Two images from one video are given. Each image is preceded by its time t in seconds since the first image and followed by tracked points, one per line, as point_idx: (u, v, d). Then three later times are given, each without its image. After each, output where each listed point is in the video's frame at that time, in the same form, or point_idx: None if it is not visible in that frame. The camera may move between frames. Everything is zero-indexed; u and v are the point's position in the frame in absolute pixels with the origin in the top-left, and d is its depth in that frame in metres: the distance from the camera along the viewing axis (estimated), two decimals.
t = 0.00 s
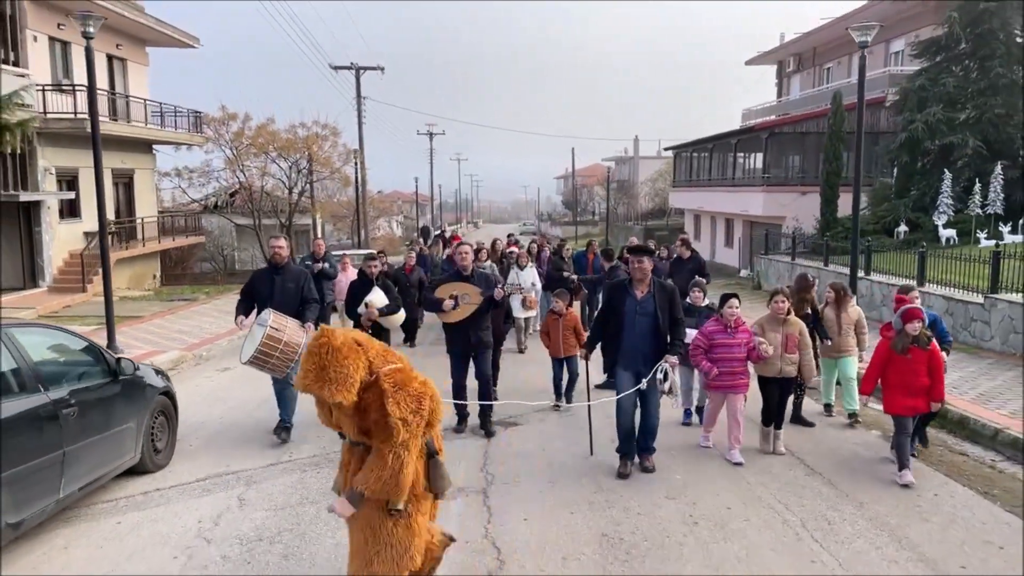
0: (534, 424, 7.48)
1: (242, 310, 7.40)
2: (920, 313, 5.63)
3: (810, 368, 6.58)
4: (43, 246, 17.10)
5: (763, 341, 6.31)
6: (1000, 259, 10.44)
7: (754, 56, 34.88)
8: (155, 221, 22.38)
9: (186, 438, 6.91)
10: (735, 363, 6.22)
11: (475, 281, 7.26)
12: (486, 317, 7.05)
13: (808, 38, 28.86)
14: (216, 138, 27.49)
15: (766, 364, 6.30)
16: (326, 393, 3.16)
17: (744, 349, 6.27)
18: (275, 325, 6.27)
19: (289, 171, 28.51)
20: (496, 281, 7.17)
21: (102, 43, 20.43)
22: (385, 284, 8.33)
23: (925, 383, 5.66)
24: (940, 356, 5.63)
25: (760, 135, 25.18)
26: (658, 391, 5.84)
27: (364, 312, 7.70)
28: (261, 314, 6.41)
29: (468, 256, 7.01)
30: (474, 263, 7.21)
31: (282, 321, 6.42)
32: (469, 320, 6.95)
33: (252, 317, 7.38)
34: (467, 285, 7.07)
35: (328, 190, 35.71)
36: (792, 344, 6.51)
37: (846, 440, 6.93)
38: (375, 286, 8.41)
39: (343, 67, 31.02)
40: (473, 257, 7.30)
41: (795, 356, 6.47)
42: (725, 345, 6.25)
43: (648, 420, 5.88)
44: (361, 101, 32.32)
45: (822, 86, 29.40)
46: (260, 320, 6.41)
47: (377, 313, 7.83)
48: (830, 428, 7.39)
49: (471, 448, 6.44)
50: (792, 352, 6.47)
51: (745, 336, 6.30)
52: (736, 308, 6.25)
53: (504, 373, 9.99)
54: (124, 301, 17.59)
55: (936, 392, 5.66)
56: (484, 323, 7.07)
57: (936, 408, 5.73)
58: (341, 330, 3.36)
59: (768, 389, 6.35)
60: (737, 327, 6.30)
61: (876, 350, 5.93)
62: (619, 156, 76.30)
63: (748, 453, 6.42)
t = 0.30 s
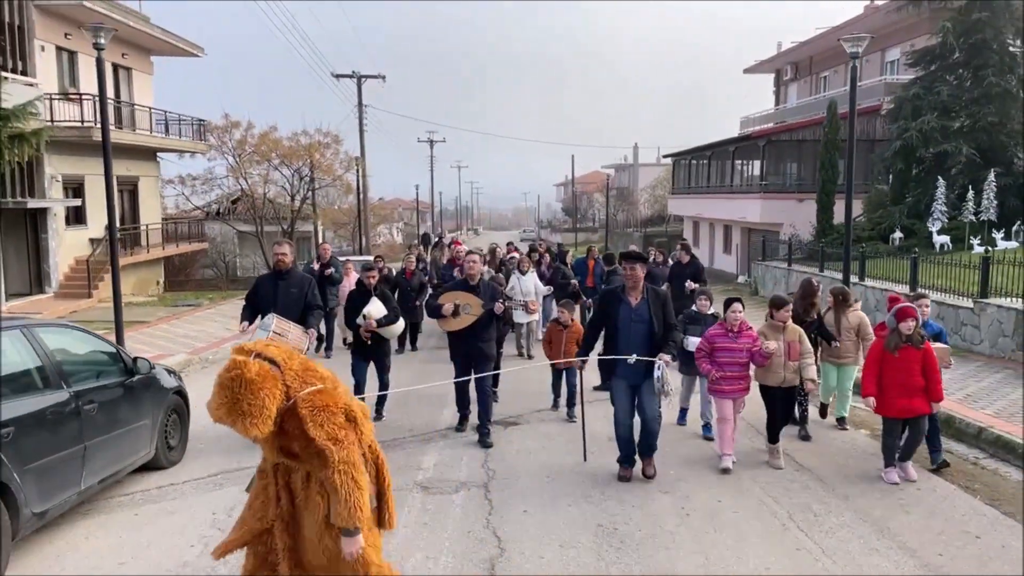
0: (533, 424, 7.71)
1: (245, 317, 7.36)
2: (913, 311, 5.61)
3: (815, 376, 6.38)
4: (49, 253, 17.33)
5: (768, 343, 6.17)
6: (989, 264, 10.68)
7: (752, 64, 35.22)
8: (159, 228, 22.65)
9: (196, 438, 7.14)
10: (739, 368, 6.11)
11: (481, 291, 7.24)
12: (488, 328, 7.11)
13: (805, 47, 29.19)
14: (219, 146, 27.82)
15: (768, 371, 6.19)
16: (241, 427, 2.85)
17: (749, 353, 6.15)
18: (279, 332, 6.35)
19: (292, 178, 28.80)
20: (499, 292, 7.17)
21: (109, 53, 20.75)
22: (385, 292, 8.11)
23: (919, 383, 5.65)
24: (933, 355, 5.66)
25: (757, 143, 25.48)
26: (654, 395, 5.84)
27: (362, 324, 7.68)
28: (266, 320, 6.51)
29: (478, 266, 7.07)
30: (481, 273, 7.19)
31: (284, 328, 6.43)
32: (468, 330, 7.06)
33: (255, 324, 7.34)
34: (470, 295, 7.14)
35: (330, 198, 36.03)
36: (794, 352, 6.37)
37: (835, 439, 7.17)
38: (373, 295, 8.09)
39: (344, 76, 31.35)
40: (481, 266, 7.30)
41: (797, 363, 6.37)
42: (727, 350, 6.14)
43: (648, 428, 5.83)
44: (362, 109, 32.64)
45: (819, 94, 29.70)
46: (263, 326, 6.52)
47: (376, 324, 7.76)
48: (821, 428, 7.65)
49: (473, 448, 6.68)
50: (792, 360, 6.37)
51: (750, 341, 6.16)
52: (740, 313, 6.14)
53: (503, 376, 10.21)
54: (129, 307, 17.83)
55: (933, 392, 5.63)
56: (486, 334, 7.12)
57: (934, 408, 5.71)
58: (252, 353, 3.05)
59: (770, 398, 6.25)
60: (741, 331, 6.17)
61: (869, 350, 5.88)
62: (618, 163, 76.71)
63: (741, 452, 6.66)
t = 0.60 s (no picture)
0: (532, 423, 7.93)
1: (250, 319, 7.56)
2: (920, 319, 5.55)
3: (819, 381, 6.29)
4: (55, 257, 17.56)
5: (769, 354, 6.11)
6: (978, 267, 10.91)
7: (749, 70, 35.54)
8: (163, 232, 22.91)
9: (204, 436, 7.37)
10: (738, 373, 6.00)
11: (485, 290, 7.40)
12: (490, 327, 7.23)
13: (802, 53, 29.44)
14: (220, 151, 28.11)
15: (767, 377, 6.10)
16: (187, 455, 2.77)
17: (747, 359, 6.06)
18: (281, 331, 6.58)
19: (294, 183, 29.05)
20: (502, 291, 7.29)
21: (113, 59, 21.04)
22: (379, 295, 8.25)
23: (920, 392, 5.66)
24: (935, 366, 5.65)
25: (754, 148, 25.75)
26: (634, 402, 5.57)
27: (359, 325, 7.63)
28: (270, 318, 6.73)
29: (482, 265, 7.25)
30: (486, 272, 7.32)
31: (287, 327, 6.65)
32: (469, 328, 7.20)
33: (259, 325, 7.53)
34: (472, 293, 7.32)
35: (331, 203, 36.31)
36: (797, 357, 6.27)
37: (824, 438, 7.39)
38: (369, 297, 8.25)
39: (345, 82, 31.66)
40: (485, 266, 7.40)
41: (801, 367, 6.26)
42: (727, 355, 6.05)
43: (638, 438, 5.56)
44: (363, 115, 32.94)
45: (816, 99, 29.98)
46: (267, 324, 6.72)
47: (374, 325, 7.67)
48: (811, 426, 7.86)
49: (473, 445, 6.90)
50: (796, 365, 6.21)
51: (749, 346, 6.08)
52: (739, 317, 6.00)
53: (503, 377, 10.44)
54: (133, 310, 18.07)
55: (932, 401, 5.67)
56: (490, 335, 7.24)
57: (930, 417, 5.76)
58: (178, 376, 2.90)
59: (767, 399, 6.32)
60: (740, 336, 6.07)
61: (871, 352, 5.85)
62: (618, 168, 77.04)
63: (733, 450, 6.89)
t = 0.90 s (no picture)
0: (530, 419, 8.15)
1: (249, 321, 7.37)
2: (926, 318, 5.55)
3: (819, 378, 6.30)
4: (59, 257, 17.77)
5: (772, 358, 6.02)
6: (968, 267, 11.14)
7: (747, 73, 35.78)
8: (166, 233, 23.13)
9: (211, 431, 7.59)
10: (741, 379, 5.94)
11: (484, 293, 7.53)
12: (491, 329, 7.30)
13: (800, 55, 29.64)
14: (222, 153, 28.34)
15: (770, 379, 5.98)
16: (130, 463, 2.92)
17: (753, 364, 5.97)
18: (287, 337, 6.75)
19: (295, 185, 29.27)
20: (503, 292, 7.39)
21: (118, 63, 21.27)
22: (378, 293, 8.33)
23: (920, 391, 5.66)
24: (937, 365, 5.67)
25: (751, 150, 25.97)
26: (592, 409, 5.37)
27: (360, 323, 7.62)
28: (273, 325, 6.87)
29: (479, 267, 7.41)
30: (484, 275, 7.51)
31: (292, 333, 6.81)
32: (470, 332, 7.25)
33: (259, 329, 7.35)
34: (471, 296, 7.38)
35: (333, 204, 36.53)
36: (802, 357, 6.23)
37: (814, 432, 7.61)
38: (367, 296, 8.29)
39: (346, 85, 31.89)
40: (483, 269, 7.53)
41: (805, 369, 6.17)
42: (730, 360, 5.96)
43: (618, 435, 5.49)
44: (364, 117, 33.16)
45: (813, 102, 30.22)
46: (270, 331, 6.86)
47: (375, 322, 7.67)
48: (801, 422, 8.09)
49: (473, 440, 7.13)
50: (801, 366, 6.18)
51: (755, 351, 5.98)
52: (743, 320, 5.95)
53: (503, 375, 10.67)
54: (137, 310, 18.30)
55: (932, 400, 5.67)
56: (489, 337, 7.32)
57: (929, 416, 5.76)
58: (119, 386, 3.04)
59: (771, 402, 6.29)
60: (745, 341, 5.97)
61: (871, 352, 5.86)
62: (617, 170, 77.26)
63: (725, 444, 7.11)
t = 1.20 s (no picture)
0: (529, 414, 8.38)
1: (249, 320, 7.42)
2: (915, 318, 5.58)
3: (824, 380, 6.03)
4: (65, 258, 17.99)
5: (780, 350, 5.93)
6: (960, 267, 11.38)
7: (746, 75, 36.02)
8: (170, 234, 23.38)
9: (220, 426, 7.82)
10: (750, 376, 5.86)
11: (481, 292, 7.64)
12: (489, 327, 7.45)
13: (798, 58, 29.88)
14: (226, 155, 28.60)
15: (777, 379, 5.91)
16: (125, 451, 2.71)
17: (759, 362, 5.90)
18: (290, 335, 6.91)
19: (297, 187, 29.54)
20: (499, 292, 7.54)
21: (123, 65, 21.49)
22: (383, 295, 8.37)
23: (914, 391, 5.65)
24: (931, 365, 5.62)
25: (750, 152, 26.22)
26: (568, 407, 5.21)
27: (363, 323, 7.79)
28: (276, 321, 7.02)
29: (472, 267, 7.49)
30: (476, 274, 7.60)
31: (297, 331, 7.00)
32: (469, 330, 7.40)
33: (258, 327, 7.40)
34: (468, 295, 7.50)
35: (334, 205, 36.78)
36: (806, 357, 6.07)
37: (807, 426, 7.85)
38: (373, 297, 8.30)
39: (347, 87, 32.14)
40: (476, 268, 7.67)
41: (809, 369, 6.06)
42: (737, 357, 5.90)
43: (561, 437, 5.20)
44: (365, 119, 33.42)
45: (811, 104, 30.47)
46: (274, 328, 7.02)
47: (377, 324, 7.86)
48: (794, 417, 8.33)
49: (475, 435, 7.36)
50: (806, 365, 6.03)
51: (761, 348, 5.93)
52: (751, 318, 5.92)
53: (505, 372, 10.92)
54: (142, 310, 18.54)
55: (926, 401, 5.65)
56: (486, 334, 7.50)
57: (926, 417, 5.72)
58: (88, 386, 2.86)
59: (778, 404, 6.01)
60: (752, 338, 5.95)
61: (864, 354, 5.87)
62: (617, 172, 77.55)
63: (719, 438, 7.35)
